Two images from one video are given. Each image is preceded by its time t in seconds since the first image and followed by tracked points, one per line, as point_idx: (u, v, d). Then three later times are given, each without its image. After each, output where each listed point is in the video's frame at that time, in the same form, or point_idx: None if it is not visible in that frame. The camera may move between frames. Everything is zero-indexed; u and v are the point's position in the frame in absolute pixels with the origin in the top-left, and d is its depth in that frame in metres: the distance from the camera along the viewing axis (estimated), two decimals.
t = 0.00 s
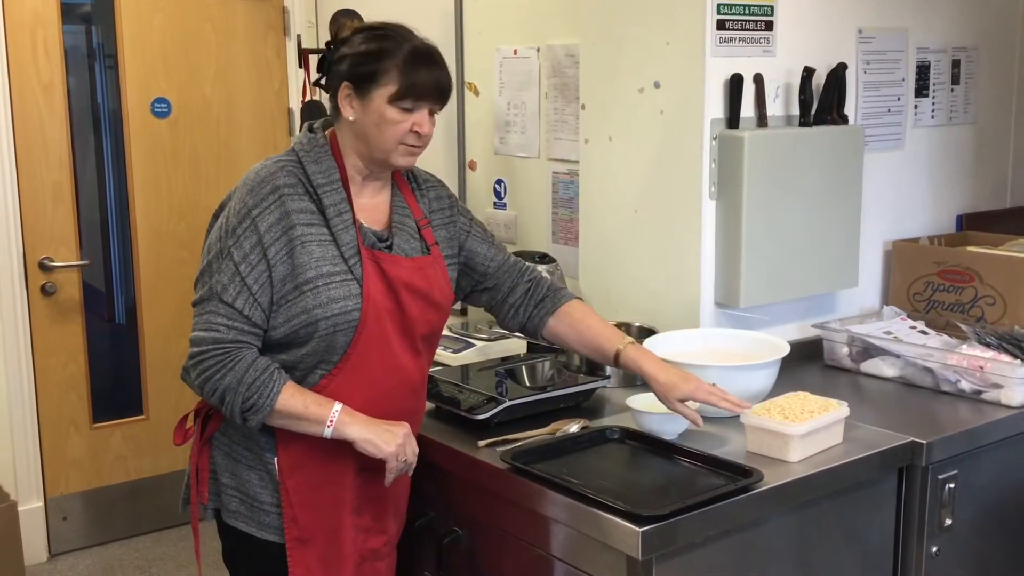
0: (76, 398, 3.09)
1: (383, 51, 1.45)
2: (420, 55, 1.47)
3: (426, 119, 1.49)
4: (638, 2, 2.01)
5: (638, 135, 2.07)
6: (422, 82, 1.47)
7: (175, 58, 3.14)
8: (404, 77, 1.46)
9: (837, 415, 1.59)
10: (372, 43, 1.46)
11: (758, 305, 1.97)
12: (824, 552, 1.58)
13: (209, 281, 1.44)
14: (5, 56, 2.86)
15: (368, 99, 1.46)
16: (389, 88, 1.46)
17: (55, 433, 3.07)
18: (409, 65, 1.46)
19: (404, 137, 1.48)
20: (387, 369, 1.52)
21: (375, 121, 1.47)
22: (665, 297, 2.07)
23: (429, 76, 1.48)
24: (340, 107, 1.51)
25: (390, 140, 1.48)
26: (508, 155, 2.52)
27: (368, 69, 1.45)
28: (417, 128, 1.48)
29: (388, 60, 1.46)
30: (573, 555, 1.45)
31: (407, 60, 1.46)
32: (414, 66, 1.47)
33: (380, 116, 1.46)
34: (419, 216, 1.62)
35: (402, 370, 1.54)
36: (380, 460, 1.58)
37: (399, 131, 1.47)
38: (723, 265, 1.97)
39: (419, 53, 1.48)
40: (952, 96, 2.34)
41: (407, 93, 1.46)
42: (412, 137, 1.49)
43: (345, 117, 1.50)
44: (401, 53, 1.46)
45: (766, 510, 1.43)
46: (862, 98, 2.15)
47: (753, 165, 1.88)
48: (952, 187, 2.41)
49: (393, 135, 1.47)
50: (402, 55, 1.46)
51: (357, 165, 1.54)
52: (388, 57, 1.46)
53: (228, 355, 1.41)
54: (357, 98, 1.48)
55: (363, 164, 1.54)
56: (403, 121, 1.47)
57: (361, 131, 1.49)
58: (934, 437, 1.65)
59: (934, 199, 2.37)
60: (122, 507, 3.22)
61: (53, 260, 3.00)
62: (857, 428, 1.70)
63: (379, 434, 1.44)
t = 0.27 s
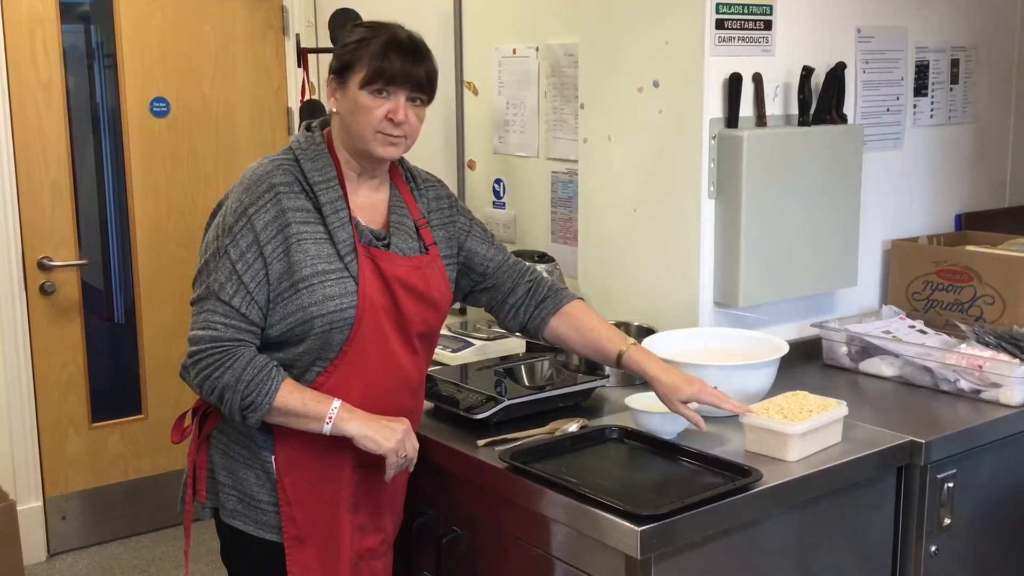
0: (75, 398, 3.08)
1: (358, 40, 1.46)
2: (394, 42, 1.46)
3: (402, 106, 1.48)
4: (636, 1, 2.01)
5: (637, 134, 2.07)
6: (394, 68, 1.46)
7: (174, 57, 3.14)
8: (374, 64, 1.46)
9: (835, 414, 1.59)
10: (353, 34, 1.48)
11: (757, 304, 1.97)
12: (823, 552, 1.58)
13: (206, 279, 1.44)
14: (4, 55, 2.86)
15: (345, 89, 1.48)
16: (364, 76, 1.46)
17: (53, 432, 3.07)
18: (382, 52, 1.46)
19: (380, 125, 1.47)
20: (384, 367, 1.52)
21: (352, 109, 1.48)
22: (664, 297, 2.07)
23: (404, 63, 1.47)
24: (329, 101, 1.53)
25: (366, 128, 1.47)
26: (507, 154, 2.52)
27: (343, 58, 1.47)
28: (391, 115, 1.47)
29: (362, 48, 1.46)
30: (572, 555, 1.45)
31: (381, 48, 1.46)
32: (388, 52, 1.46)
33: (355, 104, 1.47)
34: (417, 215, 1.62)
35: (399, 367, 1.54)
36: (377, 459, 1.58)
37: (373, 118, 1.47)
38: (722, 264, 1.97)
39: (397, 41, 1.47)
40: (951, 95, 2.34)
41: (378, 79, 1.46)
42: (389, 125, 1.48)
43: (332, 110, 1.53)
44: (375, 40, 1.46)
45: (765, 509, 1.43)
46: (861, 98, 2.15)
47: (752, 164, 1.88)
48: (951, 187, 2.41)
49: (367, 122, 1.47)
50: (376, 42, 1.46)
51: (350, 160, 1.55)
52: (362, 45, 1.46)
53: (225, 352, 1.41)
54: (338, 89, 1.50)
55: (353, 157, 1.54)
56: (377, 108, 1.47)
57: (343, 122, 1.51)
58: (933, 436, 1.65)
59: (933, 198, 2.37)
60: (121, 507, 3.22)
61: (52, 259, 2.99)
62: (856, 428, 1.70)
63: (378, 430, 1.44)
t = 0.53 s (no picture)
0: (74, 396, 3.08)
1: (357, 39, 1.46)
2: (392, 41, 1.46)
3: (400, 106, 1.48)
4: None
5: (636, 132, 2.07)
6: (394, 67, 1.46)
7: (174, 55, 3.14)
8: (373, 63, 1.45)
9: (833, 413, 1.59)
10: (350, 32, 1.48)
11: (756, 303, 1.97)
12: (822, 550, 1.58)
13: (204, 278, 1.44)
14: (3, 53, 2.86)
15: (344, 88, 1.48)
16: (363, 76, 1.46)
17: (52, 431, 3.07)
18: (381, 52, 1.46)
19: (378, 125, 1.47)
20: (383, 365, 1.52)
21: (351, 109, 1.48)
22: (663, 295, 2.07)
23: (403, 63, 1.47)
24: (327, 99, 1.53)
25: (364, 127, 1.47)
26: (507, 153, 2.52)
27: (341, 57, 1.47)
28: (389, 114, 1.47)
29: (360, 47, 1.46)
30: (571, 553, 1.45)
31: (380, 47, 1.46)
32: (387, 52, 1.46)
33: (355, 104, 1.47)
34: (415, 212, 1.62)
35: (398, 365, 1.54)
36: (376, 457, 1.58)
37: (372, 118, 1.47)
38: (721, 263, 1.97)
39: (395, 40, 1.47)
40: (951, 94, 2.34)
41: (377, 79, 1.46)
42: (387, 124, 1.48)
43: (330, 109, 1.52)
44: (374, 40, 1.46)
45: (764, 508, 1.43)
46: (860, 97, 2.15)
47: (752, 163, 1.88)
48: (951, 186, 2.41)
49: (365, 122, 1.47)
50: (376, 42, 1.46)
51: (347, 158, 1.55)
52: (360, 44, 1.46)
53: (223, 351, 1.41)
54: (336, 88, 1.50)
55: (350, 156, 1.54)
56: (375, 108, 1.47)
57: (341, 121, 1.51)
58: (932, 435, 1.65)
59: (932, 197, 2.37)
60: (120, 505, 3.21)
61: (51, 257, 2.99)
62: (855, 427, 1.70)
63: (378, 429, 1.44)
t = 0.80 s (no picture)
0: (74, 395, 3.08)
1: (380, 56, 1.44)
2: (415, 57, 1.46)
3: (422, 121, 1.50)
4: None
5: (637, 132, 2.07)
6: (421, 86, 1.47)
7: (174, 54, 3.13)
8: (403, 82, 1.46)
9: (833, 413, 1.59)
10: (367, 46, 1.44)
11: (756, 302, 1.96)
12: (822, 550, 1.58)
13: (200, 283, 1.45)
14: (3, 52, 2.86)
15: (367, 105, 1.46)
16: (388, 94, 1.46)
17: (52, 429, 3.07)
18: (407, 69, 1.46)
19: (403, 141, 1.49)
20: (381, 366, 1.52)
21: (375, 127, 1.47)
22: (663, 295, 2.07)
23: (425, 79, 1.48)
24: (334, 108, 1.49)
25: (389, 144, 1.49)
26: (507, 152, 2.52)
27: (366, 75, 1.44)
28: (415, 132, 1.49)
29: (385, 65, 1.45)
30: (570, 552, 1.45)
31: (405, 64, 1.46)
32: (412, 69, 1.46)
33: (380, 123, 1.46)
34: (411, 210, 1.63)
35: (396, 366, 1.54)
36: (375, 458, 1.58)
37: (397, 135, 1.48)
38: (721, 262, 1.97)
39: (414, 54, 1.47)
40: (951, 94, 2.34)
41: (407, 99, 1.46)
42: (410, 140, 1.50)
43: (340, 119, 1.49)
44: (398, 57, 1.45)
45: (764, 508, 1.43)
46: (861, 97, 2.15)
47: (752, 163, 1.88)
48: (951, 186, 2.41)
49: (393, 140, 1.48)
50: (399, 58, 1.45)
51: (349, 163, 1.55)
52: (385, 62, 1.45)
53: (220, 356, 1.42)
54: (354, 102, 1.47)
55: (356, 162, 1.54)
56: (402, 126, 1.48)
57: (357, 134, 1.49)
58: (932, 435, 1.65)
59: (933, 197, 2.37)
60: (119, 504, 3.21)
61: (51, 256, 2.99)
62: (855, 427, 1.70)
63: (375, 431, 1.44)
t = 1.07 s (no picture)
0: (73, 395, 3.08)
1: (380, 57, 1.44)
2: (413, 58, 1.47)
3: (419, 121, 1.51)
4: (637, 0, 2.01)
5: (636, 133, 2.07)
6: (419, 87, 1.48)
7: (174, 55, 3.14)
8: (402, 84, 1.46)
9: (833, 414, 1.59)
10: (365, 48, 1.44)
11: (757, 303, 1.97)
12: (822, 551, 1.58)
13: (196, 287, 1.45)
14: (3, 52, 2.86)
15: (366, 107, 1.46)
16: (387, 95, 1.46)
17: (51, 429, 3.06)
18: (406, 70, 1.47)
19: (401, 141, 1.50)
20: (378, 367, 1.52)
21: (374, 128, 1.47)
22: (663, 296, 2.07)
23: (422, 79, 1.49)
24: (331, 110, 1.49)
25: (387, 145, 1.49)
26: (507, 153, 2.52)
27: (364, 78, 1.44)
28: (412, 132, 1.50)
29: (384, 67, 1.45)
30: (570, 552, 1.45)
31: (403, 65, 1.46)
32: (410, 69, 1.47)
33: (380, 124, 1.47)
34: (405, 208, 1.63)
35: (393, 366, 1.54)
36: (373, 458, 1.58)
37: (396, 136, 1.49)
38: (721, 264, 1.97)
39: (411, 55, 1.47)
40: (951, 96, 2.34)
41: (407, 100, 1.47)
42: (407, 140, 1.51)
43: (337, 121, 1.49)
44: (396, 58, 1.46)
45: (764, 509, 1.43)
46: (861, 98, 2.15)
47: (752, 164, 1.88)
48: (951, 187, 2.41)
49: (392, 140, 1.49)
50: (397, 60, 1.46)
51: (343, 163, 1.54)
52: (384, 63, 1.45)
53: (218, 359, 1.42)
54: (352, 103, 1.47)
55: (351, 162, 1.54)
56: (400, 127, 1.49)
57: (355, 135, 1.49)
58: (932, 437, 1.65)
59: (933, 198, 2.37)
60: (118, 504, 3.21)
61: (50, 256, 2.99)
62: (855, 428, 1.70)
63: (374, 432, 1.44)
